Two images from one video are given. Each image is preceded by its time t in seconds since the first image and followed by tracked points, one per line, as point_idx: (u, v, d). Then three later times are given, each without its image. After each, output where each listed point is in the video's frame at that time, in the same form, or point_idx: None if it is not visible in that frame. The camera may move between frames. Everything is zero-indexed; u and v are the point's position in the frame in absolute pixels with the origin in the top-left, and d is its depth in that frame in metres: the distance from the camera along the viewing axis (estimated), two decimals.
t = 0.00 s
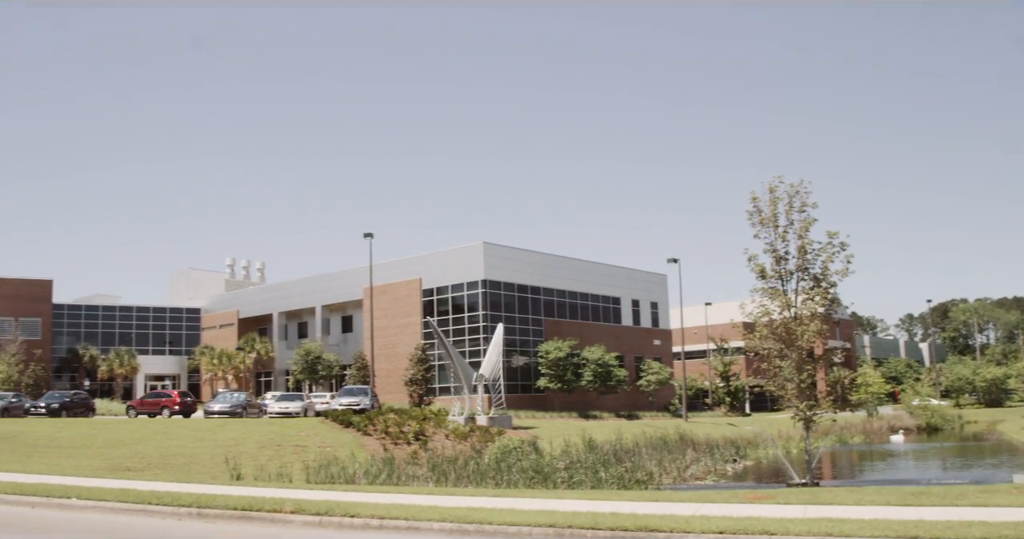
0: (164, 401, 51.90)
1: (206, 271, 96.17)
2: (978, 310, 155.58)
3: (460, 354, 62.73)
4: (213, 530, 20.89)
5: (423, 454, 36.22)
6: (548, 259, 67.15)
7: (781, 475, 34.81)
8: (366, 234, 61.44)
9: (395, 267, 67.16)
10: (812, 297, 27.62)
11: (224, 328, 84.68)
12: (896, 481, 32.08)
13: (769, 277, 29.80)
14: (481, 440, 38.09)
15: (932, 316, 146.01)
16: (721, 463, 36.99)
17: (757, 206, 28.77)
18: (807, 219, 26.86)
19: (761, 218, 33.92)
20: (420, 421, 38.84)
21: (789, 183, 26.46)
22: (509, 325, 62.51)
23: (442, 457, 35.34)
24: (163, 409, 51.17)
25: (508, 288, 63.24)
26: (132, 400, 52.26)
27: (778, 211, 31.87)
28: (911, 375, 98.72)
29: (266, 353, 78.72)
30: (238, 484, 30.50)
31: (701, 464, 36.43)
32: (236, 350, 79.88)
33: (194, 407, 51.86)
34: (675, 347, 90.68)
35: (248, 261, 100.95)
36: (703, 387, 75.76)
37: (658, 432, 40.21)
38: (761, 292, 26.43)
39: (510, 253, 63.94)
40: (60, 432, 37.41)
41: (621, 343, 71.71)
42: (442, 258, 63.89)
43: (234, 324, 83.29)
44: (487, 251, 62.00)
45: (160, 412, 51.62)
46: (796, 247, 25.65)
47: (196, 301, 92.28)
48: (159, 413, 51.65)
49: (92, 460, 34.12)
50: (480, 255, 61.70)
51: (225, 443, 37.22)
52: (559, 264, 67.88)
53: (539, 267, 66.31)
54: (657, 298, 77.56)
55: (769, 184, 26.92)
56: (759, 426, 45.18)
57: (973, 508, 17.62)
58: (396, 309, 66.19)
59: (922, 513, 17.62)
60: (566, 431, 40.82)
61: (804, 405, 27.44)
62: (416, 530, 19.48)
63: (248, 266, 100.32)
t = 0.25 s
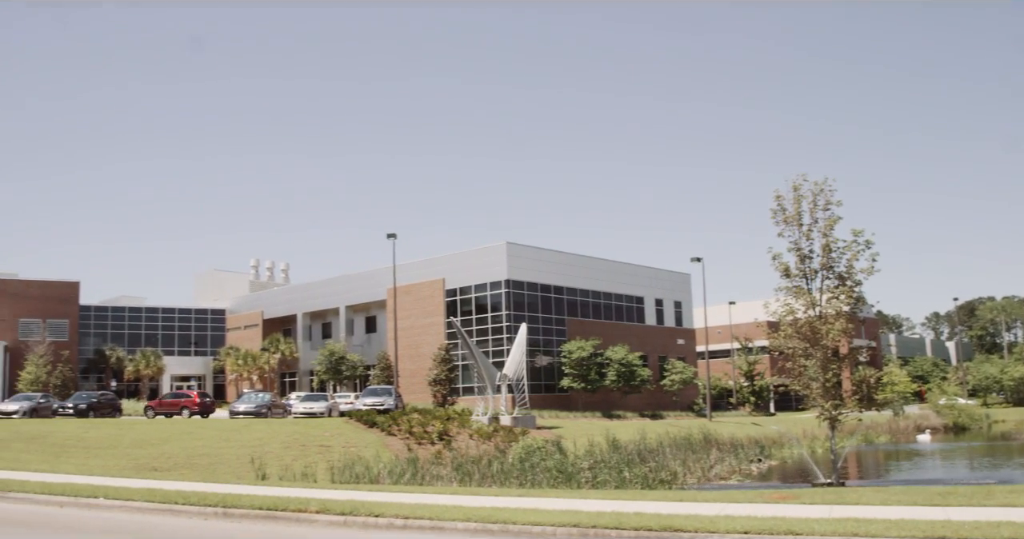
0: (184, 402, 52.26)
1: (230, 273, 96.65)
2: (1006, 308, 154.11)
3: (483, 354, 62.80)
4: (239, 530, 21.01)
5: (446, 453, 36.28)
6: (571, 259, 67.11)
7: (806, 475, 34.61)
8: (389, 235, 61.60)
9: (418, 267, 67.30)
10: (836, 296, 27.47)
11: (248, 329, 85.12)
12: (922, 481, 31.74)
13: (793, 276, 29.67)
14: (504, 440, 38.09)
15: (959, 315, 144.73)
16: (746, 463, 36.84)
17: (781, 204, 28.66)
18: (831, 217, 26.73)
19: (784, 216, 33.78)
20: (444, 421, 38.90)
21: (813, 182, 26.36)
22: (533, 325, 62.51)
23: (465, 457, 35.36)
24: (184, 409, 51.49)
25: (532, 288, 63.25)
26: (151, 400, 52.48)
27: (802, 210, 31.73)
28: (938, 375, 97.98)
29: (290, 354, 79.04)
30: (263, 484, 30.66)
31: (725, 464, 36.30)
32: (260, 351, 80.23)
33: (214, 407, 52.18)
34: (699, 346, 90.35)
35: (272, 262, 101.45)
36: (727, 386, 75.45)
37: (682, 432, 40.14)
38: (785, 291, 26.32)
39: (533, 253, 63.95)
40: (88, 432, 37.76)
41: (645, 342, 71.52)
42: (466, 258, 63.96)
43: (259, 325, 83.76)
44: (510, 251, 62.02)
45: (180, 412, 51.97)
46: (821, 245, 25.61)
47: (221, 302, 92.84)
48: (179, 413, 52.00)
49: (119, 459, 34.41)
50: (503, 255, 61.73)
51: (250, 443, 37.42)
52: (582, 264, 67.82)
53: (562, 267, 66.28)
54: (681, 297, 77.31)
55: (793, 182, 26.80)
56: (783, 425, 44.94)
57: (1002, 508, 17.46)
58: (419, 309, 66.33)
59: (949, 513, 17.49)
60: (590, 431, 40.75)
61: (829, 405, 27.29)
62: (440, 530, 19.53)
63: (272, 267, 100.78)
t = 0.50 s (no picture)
0: (200, 401, 52.52)
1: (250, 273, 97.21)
2: None
3: (503, 354, 62.83)
4: (261, 530, 21.10)
5: (466, 454, 36.31)
6: (591, 259, 67.06)
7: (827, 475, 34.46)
8: (408, 236, 61.73)
9: (437, 267, 67.44)
10: (858, 295, 27.33)
11: (269, 329, 85.51)
12: (946, 481, 31.38)
13: (814, 275, 29.56)
14: (524, 440, 38.08)
15: (981, 314, 143.64)
16: (767, 462, 36.69)
17: (801, 203, 28.59)
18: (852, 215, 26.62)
19: (804, 215, 33.69)
20: (464, 421, 38.95)
21: (833, 180, 26.26)
22: (552, 325, 62.49)
23: (485, 457, 35.38)
24: (199, 409, 51.79)
25: (551, 288, 63.23)
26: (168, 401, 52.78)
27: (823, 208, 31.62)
28: (960, 373, 97.34)
29: (311, 354, 79.33)
30: (283, 484, 30.77)
31: (746, 463, 36.18)
32: (280, 351, 80.49)
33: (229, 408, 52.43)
34: (719, 345, 90.07)
35: (293, 263, 101.78)
36: (747, 385, 75.16)
37: (702, 431, 40.02)
38: (805, 289, 26.23)
39: (553, 252, 63.95)
40: (111, 432, 38.02)
41: (665, 342, 71.33)
42: (485, 257, 64.02)
43: (279, 325, 84.15)
44: (530, 251, 62.03)
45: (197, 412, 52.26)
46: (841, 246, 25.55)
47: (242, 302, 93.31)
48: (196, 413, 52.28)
49: (141, 459, 34.63)
50: (522, 255, 61.75)
51: (271, 443, 37.59)
52: (601, 263, 67.75)
53: (582, 267, 66.25)
54: (701, 296, 77.07)
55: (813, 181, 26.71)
56: (804, 425, 44.73)
57: None
58: (438, 309, 66.44)
59: (973, 513, 17.38)
60: (610, 431, 40.68)
61: (850, 404, 27.14)
62: (461, 529, 19.56)
63: (293, 268, 101.21)
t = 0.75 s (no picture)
0: (213, 402, 52.55)
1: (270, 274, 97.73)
2: None
3: (522, 354, 62.83)
4: (281, 529, 21.16)
5: (485, 453, 36.31)
6: (609, 258, 66.95)
7: (849, 474, 34.28)
8: (426, 236, 61.82)
9: (456, 267, 67.54)
10: (877, 294, 27.12)
11: (288, 330, 85.85)
12: (966, 481, 31.19)
13: (834, 273, 29.38)
14: (543, 440, 38.03)
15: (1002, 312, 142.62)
16: (787, 462, 36.55)
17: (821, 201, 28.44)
18: (872, 213, 26.43)
19: (824, 213, 33.53)
20: (483, 421, 38.93)
21: (853, 178, 26.07)
22: (571, 325, 62.45)
23: (504, 456, 35.38)
24: (214, 409, 51.94)
25: (569, 288, 63.16)
26: (181, 402, 52.90)
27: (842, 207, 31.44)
28: (982, 372, 96.73)
29: (330, 354, 79.56)
30: (303, 484, 30.84)
31: (766, 463, 36.06)
32: (300, 352, 80.77)
33: (243, 409, 52.49)
34: (738, 345, 89.76)
35: (311, 263, 102.08)
36: (766, 384, 74.85)
37: (721, 431, 39.87)
38: (824, 288, 26.09)
39: (571, 252, 63.90)
40: (132, 432, 38.27)
41: (684, 341, 71.14)
42: (504, 258, 64.02)
43: (298, 326, 84.49)
44: (548, 250, 61.99)
45: (211, 412, 52.36)
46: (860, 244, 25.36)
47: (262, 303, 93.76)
48: (210, 413, 52.38)
49: (162, 459, 34.81)
50: (540, 255, 61.70)
51: (291, 443, 37.72)
52: (620, 263, 67.61)
53: (600, 266, 66.16)
54: (719, 296, 76.78)
55: (833, 179, 26.53)
56: (824, 425, 44.54)
57: None
58: (458, 309, 66.50)
59: (995, 513, 17.26)
60: (629, 430, 40.63)
61: (871, 403, 26.98)
62: (480, 529, 19.57)
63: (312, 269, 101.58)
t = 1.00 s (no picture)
0: (227, 402, 53.12)
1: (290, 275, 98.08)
2: None
3: (541, 354, 62.82)
4: (302, 529, 21.26)
5: (504, 453, 36.32)
6: (628, 258, 66.85)
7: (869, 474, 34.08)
8: (445, 237, 61.92)
9: (475, 267, 67.64)
10: (898, 293, 26.94)
11: (308, 330, 86.23)
12: (986, 481, 31.00)
13: (854, 272, 29.25)
14: (563, 439, 37.97)
15: None
16: (807, 461, 36.40)
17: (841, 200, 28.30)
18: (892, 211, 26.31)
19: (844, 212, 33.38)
20: (502, 421, 38.94)
21: (873, 177, 25.92)
22: (590, 325, 62.37)
23: (524, 456, 35.37)
24: (227, 409, 52.19)
25: (588, 288, 63.10)
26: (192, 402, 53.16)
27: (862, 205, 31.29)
28: (1005, 371, 96.04)
29: (350, 355, 79.81)
30: (323, 484, 30.93)
31: (786, 463, 35.92)
32: (319, 352, 81.06)
33: (255, 409, 52.85)
34: (758, 344, 89.44)
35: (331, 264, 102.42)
36: (786, 384, 74.55)
37: (741, 431, 39.72)
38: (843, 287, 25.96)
39: (590, 252, 63.86)
40: (154, 432, 38.52)
41: (703, 341, 70.94)
42: (522, 258, 64.04)
43: (318, 327, 84.82)
44: (567, 250, 61.95)
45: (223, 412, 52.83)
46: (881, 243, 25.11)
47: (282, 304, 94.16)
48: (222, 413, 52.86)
49: (184, 459, 35.01)
50: (559, 255, 61.67)
51: (311, 443, 37.87)
52: (639, 262, 67.49)
53: (620, 266, 66.10)
54: (739, 295, 76.52)
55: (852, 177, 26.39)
56: (845, 425, 44.36)
57: None
58: (476, 309, 66.56)
59: (1017, 513, 17.16)
60: (648, 430, 40.60)
61: (892, 403, 26.84)
62: (499, 529, 19.59)
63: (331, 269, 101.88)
